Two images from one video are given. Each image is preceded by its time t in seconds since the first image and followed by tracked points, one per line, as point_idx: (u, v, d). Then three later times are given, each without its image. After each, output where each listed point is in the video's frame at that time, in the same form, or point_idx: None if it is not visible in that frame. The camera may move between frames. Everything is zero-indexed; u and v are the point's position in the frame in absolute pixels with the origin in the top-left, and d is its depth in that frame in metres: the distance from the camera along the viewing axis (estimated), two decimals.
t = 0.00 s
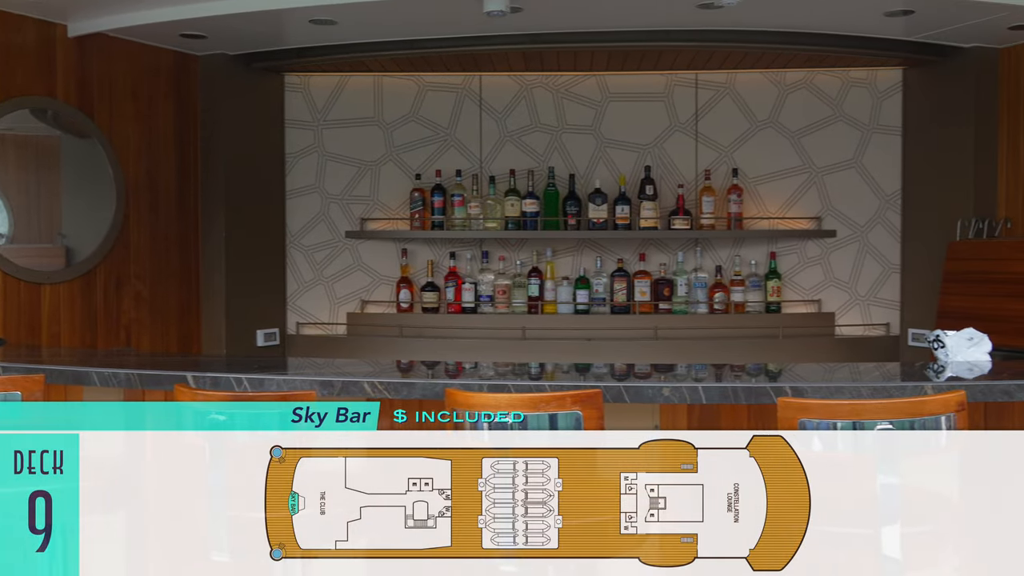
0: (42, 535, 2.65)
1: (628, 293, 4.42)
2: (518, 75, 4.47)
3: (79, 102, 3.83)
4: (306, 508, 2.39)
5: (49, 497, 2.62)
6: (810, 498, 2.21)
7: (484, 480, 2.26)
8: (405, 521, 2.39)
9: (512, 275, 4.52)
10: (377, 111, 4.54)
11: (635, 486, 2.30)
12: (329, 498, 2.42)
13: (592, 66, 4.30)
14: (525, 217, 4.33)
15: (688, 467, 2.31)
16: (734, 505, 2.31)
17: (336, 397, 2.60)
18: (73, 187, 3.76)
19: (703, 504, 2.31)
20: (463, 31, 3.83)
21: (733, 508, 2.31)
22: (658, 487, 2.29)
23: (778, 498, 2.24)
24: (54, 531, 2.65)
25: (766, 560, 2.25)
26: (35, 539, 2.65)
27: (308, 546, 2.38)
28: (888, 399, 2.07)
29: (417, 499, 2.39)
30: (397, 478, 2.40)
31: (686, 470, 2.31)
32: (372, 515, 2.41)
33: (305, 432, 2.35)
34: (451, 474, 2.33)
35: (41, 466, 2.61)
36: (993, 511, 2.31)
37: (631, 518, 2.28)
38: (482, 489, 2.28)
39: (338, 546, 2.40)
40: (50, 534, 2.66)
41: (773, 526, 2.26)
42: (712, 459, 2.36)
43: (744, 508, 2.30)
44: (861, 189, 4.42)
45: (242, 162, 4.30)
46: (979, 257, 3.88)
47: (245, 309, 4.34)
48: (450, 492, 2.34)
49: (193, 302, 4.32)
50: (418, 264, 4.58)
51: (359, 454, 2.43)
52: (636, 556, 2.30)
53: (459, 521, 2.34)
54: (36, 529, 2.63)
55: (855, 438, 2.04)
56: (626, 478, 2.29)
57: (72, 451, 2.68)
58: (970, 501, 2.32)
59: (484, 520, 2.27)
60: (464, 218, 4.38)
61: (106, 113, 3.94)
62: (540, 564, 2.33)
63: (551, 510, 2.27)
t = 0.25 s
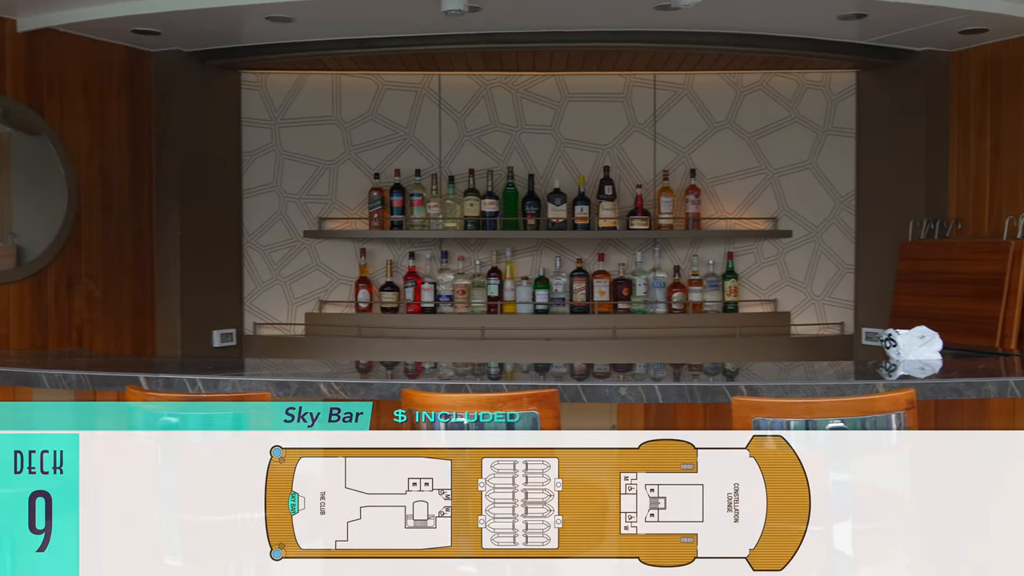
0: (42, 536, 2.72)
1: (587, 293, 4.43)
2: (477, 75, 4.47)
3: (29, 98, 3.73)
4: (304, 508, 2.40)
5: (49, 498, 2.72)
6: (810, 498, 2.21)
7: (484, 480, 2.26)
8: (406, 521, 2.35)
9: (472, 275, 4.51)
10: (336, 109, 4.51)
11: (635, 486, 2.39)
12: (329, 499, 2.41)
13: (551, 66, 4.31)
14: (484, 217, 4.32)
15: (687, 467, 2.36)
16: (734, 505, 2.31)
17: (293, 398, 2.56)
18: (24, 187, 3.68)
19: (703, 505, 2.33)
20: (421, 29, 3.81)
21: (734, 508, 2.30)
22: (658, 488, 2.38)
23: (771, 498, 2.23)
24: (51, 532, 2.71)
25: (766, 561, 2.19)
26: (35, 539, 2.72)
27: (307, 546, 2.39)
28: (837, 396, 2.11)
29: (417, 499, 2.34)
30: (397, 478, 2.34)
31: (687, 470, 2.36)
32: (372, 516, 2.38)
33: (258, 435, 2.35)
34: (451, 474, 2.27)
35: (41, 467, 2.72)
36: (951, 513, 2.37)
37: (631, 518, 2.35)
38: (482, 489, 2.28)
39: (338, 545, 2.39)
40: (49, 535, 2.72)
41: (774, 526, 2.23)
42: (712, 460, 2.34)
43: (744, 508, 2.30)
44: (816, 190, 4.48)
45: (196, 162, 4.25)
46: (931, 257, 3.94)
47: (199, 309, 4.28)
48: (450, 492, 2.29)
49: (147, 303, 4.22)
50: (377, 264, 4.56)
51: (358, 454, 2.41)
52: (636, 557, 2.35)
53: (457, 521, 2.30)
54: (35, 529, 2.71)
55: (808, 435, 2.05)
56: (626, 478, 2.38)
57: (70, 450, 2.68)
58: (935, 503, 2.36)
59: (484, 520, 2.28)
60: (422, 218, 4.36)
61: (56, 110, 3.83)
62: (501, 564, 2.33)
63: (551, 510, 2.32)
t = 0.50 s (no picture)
0: (42, 536, 2.50)
1: (547, 292, 4.42)
2: (436, 74, 4.45)
3: None
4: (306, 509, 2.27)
5: (49, 498, 2.50)
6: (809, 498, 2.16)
7: (483, 480, 2.25)
8: (405, 521, 2.26)
9: (432, 275, 4.50)
10: (293, 107, 4.47)
11: (635, 486, 2.31)
12: (329, 498, 2.26)
13: (510, 66, 4.31)
14: (444, 216, 4.31)
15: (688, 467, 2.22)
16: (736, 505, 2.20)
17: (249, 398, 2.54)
18: None
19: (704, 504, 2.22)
20: (380, 27, 3.79)
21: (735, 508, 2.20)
22: (658, 487, 2.27)
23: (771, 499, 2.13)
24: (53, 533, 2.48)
25: (763, 560, 2.19)
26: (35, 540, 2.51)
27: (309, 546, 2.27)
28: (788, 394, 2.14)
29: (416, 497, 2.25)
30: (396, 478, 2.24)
31: (686, 470, 2.23)
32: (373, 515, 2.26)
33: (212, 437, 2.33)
34: (451, 474, 2.26)
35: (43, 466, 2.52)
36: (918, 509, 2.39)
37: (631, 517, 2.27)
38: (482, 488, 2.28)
39: (338, 546, 2.27)
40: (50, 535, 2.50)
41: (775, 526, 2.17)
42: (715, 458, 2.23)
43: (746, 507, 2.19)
44: (773, 190, 4.53)
45: (151, 160, 4.18)
46: (885, 256, 4.00)
47: (153, 308, 4.21)
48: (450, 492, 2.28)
49: (99, 302, 4.12)
50: (336, 263, 4.53)
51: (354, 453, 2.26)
52: (636, 557, 2.27)
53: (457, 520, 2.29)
54: (36, 530, 2.50)
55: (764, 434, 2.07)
56: (627, 477, 2.33)
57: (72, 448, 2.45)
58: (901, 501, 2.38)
59: (484, 520, 2.27)
60: (382, 217, 4.34)
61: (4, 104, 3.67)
62: (457, 564, 2.28)
63: (551, 510, 2.31)
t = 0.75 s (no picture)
0: (42, 536, 2.33)
1: (508, 291, 4.42)
2: (396, 72, 4.43)
3: None
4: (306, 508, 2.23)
5: (50, 498, 2.31)
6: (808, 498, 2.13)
7: (483, 481, 2.27)
8: (405, 521, 2.22)
9: (392, 274, 4.48)
10: (251, 105, 4.43)
11: (635, 486, 2.31)
12: (328, 499, 2.21)
13: (470, 65, 4.30)
14: (404, 215, 4.29)
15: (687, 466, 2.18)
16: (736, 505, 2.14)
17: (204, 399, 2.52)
18: None
19: (703, 504, 2.19)
20: (340, 25, 3.76)
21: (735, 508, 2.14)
22: (658, 487, 2.26)
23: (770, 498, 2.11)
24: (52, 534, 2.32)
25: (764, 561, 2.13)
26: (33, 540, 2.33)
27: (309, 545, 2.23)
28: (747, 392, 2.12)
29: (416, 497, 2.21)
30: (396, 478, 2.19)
31: (686, 470, 2.19)
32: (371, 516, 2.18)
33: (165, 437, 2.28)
34: (451, 474, 2.26)
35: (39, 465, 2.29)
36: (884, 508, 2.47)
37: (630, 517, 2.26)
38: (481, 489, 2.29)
39: (338, 545, 2.21)
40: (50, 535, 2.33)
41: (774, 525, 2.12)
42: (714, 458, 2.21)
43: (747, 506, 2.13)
44: (731, 190, 4.57)
45: (105, 158, 4.12)
46: (842, 255, 4.05)
47: (107, 307, 4.14)
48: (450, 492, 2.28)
49: (50, 301, 4.03)
50: (295, 262, 4.49)
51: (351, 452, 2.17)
52: (636, 557, 2.25)
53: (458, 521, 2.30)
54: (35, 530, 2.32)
55: (720, 433, 2.07)
56: (626, 477, 2.33)
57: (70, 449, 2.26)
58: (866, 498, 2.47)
59: (484, 520, 2.28)
60: (341, 216, 4.31)
61: None
62: (415, 564, 2.25)
63: (551, 510, 2.32)
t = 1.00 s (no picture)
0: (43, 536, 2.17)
1: (470, 290, 4.42)
2: (358, 69, 4.41)
3: None
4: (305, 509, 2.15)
5: (50, 498, 2.17)
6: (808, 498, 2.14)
7: (484, 480, 2.30)
8: (405, 521, 2.25)
9: (354, 273, 4.46)
10: (211, 101, 4.38)
11: (634, 485, 2.20)
12: (329, 498, 2.15)
13: (432, 63, 4.29)
14: (366, 214, 4.26)
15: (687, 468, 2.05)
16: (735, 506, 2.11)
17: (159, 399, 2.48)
18: None
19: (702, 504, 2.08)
20: (301, 21, 3.73)
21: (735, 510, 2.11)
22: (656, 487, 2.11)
23: (771, 498, 2.11)
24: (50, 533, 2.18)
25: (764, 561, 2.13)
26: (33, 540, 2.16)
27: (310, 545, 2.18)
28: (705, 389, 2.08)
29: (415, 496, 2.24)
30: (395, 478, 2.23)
31: (686, 470, 2.06)
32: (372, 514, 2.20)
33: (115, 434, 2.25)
34: (452, 473, 2.29)
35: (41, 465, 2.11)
36: (837, 510, 2.52)
37: (630, 517, 2.19)
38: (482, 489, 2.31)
39: (339, 546, 2.16)
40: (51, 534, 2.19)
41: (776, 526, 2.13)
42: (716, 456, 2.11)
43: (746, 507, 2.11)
44: (693, 189, 4.60)
45: (61, 155, 4.05)
46: (801, 254, 4.10)
47: (63, 307, 4.07)
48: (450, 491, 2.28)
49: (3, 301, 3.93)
50: (255, 260, 4.45)
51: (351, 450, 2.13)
52: (635, 556, 2.24)
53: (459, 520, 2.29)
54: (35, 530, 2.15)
55: (680, 433, 2.01)
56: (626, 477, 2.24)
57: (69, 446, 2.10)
58: (820, 501, 2.52)
59: (484, 520, 2.29)
60: (302, 215, 4.28)
61: None
62: (373, 565, 2.22)
63: (551, 510, 2.30)
